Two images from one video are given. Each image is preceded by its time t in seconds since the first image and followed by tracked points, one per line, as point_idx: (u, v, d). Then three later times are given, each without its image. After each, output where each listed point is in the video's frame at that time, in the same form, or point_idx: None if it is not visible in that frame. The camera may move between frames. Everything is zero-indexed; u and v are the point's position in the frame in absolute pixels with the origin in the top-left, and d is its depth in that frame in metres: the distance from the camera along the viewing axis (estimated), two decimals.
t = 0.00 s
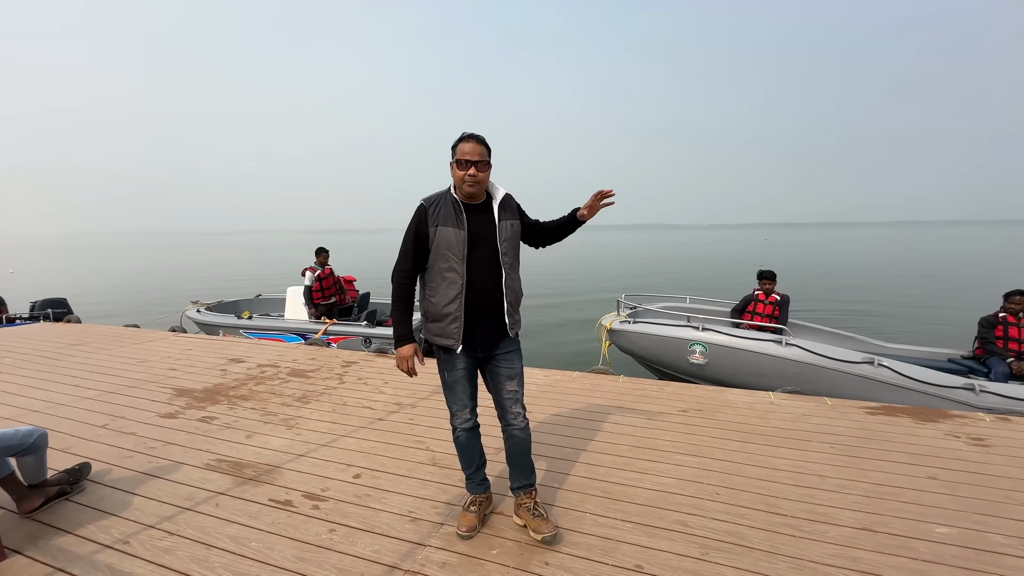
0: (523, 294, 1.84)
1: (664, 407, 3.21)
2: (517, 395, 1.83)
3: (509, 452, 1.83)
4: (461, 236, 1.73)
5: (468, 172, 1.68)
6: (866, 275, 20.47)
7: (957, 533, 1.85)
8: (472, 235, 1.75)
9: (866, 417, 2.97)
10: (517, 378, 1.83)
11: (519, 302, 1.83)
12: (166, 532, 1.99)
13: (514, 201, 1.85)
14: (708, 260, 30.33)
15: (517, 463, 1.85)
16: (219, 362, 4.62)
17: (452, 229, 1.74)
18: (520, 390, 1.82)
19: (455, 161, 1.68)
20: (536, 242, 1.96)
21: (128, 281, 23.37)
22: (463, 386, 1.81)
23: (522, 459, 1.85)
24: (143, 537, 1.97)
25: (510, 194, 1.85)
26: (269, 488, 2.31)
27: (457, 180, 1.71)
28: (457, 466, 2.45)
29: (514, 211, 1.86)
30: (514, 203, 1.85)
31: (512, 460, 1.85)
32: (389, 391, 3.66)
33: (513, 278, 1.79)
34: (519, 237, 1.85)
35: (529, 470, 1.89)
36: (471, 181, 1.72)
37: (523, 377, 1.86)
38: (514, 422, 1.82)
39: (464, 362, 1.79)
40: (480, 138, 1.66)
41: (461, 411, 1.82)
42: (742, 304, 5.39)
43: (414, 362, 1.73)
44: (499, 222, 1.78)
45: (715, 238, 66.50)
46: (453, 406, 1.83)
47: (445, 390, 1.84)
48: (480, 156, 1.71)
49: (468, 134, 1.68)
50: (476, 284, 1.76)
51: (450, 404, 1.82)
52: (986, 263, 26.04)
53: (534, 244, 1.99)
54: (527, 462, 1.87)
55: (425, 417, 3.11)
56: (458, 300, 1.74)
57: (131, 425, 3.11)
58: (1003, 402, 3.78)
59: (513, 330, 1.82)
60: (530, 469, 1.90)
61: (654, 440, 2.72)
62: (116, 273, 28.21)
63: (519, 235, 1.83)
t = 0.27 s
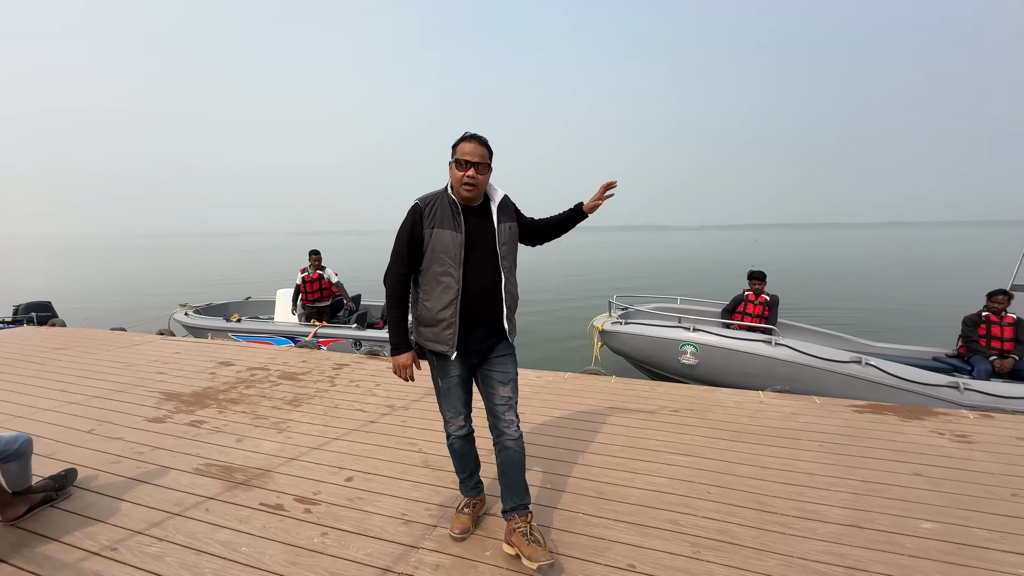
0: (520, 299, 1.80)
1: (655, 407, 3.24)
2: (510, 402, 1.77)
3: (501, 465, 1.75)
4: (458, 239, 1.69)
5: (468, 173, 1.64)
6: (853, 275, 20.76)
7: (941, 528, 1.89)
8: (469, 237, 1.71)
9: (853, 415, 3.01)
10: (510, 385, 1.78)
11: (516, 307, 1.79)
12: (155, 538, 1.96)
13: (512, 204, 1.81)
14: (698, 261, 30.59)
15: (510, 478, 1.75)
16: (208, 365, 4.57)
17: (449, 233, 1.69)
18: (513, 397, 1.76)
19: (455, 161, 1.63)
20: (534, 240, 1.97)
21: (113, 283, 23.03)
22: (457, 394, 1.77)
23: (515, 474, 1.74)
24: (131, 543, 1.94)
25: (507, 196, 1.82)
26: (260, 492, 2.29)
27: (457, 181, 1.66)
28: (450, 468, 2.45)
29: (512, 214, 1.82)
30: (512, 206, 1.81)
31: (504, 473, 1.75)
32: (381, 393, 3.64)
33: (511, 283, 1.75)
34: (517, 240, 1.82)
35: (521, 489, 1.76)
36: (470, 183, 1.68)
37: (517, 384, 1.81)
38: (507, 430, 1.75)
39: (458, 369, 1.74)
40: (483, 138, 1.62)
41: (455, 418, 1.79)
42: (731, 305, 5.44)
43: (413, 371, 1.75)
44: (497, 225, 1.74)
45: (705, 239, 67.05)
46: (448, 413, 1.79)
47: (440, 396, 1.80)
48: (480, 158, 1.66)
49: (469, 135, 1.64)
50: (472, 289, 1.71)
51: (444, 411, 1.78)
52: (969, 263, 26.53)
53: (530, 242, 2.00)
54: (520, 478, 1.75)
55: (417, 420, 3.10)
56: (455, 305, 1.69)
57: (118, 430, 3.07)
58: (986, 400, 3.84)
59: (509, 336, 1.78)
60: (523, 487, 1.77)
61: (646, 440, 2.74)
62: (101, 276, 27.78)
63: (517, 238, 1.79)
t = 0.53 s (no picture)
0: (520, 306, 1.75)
1: (646, 407, 3.26)
2: (503, 414, 1.73)
3: (488, 474, 1.73)
4: (457, 243, 1.63)
5: (468, 174, 1.58)
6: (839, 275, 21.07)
7: (925, 523, 1.93)
8: (469, 240, 1.65)
9: (840, 413, 3.06)
10: (506, 397, 1.73)
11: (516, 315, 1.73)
12: (143, 544, 1.94)
13: (515, 206, 1.75)
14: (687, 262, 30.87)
15: (495, 487, 1.73)
16: (197, 368, 4.52)
17: (447, 235, 1.63)
18: (507, 409, 1.71)
19: (455, 162, 1.57)
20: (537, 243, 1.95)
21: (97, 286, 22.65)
22: (453, 402, 1.72)
23: (500, 485, 1.72)
24: (119, 549, 1.92)
25: (510, 198, 1.76)
26: (250, 496, 2.27)
27: (456, 182, 1.60)
28: (443, 469, 2.45)
29: (514, 217, 1.76)
30: (515, 208, 1.75)
31: (491, 482, 1.73)
32: (372, 395, 3.63)
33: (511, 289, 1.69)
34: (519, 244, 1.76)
35: (505, 497, 1.74)
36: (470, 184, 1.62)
37: (513, 396, 1.75)
38: (497, 441, 1.72)
39: (454, 377, 1.69)
40: (483, 137, 1.56)
41: (450, 425, 1.75)
42: (721, 305, 5.49)
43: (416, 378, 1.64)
44: (498, 229, 1.68)
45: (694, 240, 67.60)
46: (442, 421, 1.75)
47: (437, 403, 1.76)
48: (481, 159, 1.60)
49: (469, 133, 1.58)
50: (471, 294, 1.65)
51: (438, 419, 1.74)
52: (951, 263, 27.03)
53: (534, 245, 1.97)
54: (506, 487, 1.73)
55: (409, 421, 3.09)
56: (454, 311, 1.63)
57: (104, 435, 3.02)
58: (969, 396, 3.92)
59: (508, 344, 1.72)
60: (507, 496, 1.75)
61: (637, 439, 2.77)
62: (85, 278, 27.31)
63: (519, 242, 1.73)
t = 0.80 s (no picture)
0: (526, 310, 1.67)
1: (634, 405, 3.31)
2: (504, 423, 1.70)
3: (482, 480, 1.72)
4: (456, 242, 1.57)
5: (468, 168, 1.52)
6: (822, 275, 21.47)
7: (901, 513, 1.99)
8: (470, 240, 1.60)
9: (821, 409, 3.14)
10: (506, 406, 1.68)
11: (521, 319, 1.66)
12: (129, 549, 1.92)
13: (522, 204, 1.68)
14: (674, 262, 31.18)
15: (487, 492, 1.71)
16: (181, 372, 4.46)
17: (447, 234, 1.58)
18: (506, 417, 1.68)
19: (454, 156, 1.51)
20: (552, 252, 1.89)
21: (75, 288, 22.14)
22: (450, 409, 1.69)
23: (493, 491, 1.71)
24: (104, 555, 1.90)
25: (516, 196, 1.69)
26: (238, 499, 2.26)
27: (458, 178, 1.54)
28: (432, 469, 2.46)
29: (521, 216, 1.69)
30: (521, 207, 1.68)
31: (485, 486, 1.72)
32: (361, 397, 3.62)
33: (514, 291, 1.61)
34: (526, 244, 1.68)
35: (499, 504, 1.72)
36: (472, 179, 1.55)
37: (514, 405, 1.70)
38: (494, 449, 1.70)
39: (453, 383, 1.65)
40: (481, 129, 1.51)
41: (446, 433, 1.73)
42: (707, 304, 5.56)
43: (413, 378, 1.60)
44: (501, 228, 1.62)
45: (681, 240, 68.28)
46: (438, 428, 1.74)
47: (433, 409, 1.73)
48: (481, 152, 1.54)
49: (466, 126, 1.53)
50: (471, 297, 1.58)
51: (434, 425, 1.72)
52: (929, 262, 27.68)
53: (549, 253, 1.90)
54: (500, 494, 1.72)
55: (399, 422, 3.10)
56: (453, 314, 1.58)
57: (88, 440, 2.98)
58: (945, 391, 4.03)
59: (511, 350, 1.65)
60: (502, 503, 1.74)
61: (625, 437, 2.81)
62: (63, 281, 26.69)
63: (524, 242, 1.66)
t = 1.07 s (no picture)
0: (532, 313, 1.63)
1: (622, 402, 3.37)
2: (504, 428, 1.68)
3: (479, 479, 1.73)
4: (458, 244, 1.55)
5: (473, 168, 1.50)
6: (804, 273, 21.88)
7: (878, 502, 2.07)
8: (473, 241, 1.57)
9: (803, 403, 3.23)
10: (507, 412, 1.66)
11: (527, 322, 1.62)
12: (120, 552, 1.91)
13: (528, 204, 1.64)
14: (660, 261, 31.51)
15: (483, 493, 1.73)
16: (167, 375, 4.41)
17: (449, 235, 1.56)
18: (506, 424, 1.66)
19: (459, 156, 1.50)
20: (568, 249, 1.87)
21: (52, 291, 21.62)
22: (443, 418, 1.63)
23: (491, 491, 1.72)
24: (95, 558, 1.88)
25: (523, 195, 1.65)
26: (229, 500, 2.26)
27: (462, 178, 1.52)
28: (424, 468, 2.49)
29: (528, 217, 1.65)
30: (527, 207, 1.65)
31: (481, 487, 1.73)
32: (351, 398, 3.62)
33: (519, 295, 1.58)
34: (533, 245, 1.64)
35: (494, 503, 1.74)
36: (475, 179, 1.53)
37: (514, 411, 1.68)
38: (492, 452, 1.69)
39: (450, 388, 1.61)
40: (483, 129, 1.50)
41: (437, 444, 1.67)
42: (692, 302, 5.65)
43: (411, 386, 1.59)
44: (505, 229, 1.58)
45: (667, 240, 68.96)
46: (426, 441, 1.66)
47: (423, 418, 1.67)
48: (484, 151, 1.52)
49: (469, 126, 1.51)
50: (473, 300, 1.55)
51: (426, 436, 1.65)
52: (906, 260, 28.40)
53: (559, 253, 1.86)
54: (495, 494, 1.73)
55: (389, 422, 3.11)
56: (455, 317, 1.56)
57: (72, 445, 2.94)
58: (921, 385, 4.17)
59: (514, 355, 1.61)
60: (497, 502, 1.76)
61: (613, 433, 2.87)
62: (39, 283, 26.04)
63: (530, 244, 1.62)
